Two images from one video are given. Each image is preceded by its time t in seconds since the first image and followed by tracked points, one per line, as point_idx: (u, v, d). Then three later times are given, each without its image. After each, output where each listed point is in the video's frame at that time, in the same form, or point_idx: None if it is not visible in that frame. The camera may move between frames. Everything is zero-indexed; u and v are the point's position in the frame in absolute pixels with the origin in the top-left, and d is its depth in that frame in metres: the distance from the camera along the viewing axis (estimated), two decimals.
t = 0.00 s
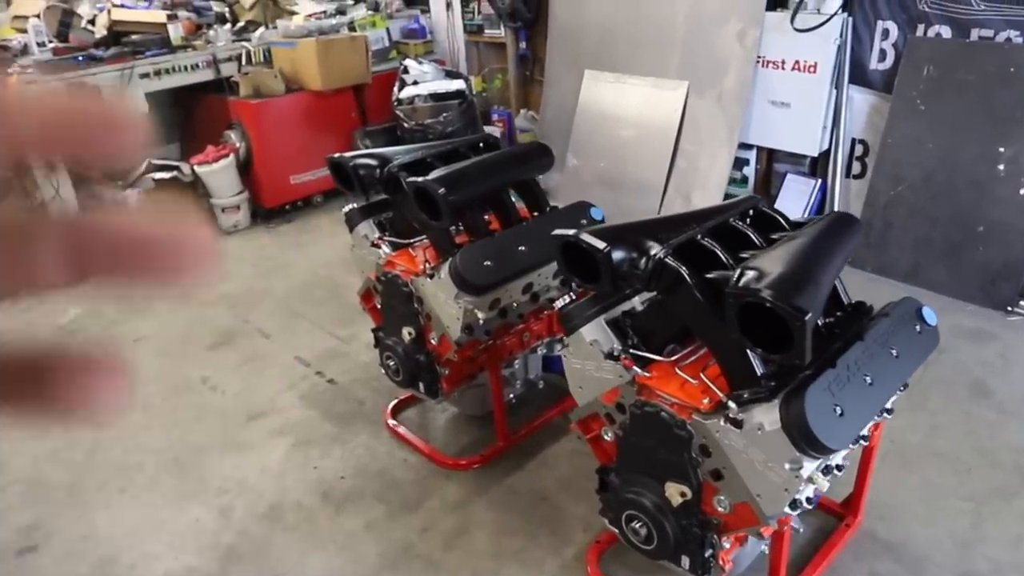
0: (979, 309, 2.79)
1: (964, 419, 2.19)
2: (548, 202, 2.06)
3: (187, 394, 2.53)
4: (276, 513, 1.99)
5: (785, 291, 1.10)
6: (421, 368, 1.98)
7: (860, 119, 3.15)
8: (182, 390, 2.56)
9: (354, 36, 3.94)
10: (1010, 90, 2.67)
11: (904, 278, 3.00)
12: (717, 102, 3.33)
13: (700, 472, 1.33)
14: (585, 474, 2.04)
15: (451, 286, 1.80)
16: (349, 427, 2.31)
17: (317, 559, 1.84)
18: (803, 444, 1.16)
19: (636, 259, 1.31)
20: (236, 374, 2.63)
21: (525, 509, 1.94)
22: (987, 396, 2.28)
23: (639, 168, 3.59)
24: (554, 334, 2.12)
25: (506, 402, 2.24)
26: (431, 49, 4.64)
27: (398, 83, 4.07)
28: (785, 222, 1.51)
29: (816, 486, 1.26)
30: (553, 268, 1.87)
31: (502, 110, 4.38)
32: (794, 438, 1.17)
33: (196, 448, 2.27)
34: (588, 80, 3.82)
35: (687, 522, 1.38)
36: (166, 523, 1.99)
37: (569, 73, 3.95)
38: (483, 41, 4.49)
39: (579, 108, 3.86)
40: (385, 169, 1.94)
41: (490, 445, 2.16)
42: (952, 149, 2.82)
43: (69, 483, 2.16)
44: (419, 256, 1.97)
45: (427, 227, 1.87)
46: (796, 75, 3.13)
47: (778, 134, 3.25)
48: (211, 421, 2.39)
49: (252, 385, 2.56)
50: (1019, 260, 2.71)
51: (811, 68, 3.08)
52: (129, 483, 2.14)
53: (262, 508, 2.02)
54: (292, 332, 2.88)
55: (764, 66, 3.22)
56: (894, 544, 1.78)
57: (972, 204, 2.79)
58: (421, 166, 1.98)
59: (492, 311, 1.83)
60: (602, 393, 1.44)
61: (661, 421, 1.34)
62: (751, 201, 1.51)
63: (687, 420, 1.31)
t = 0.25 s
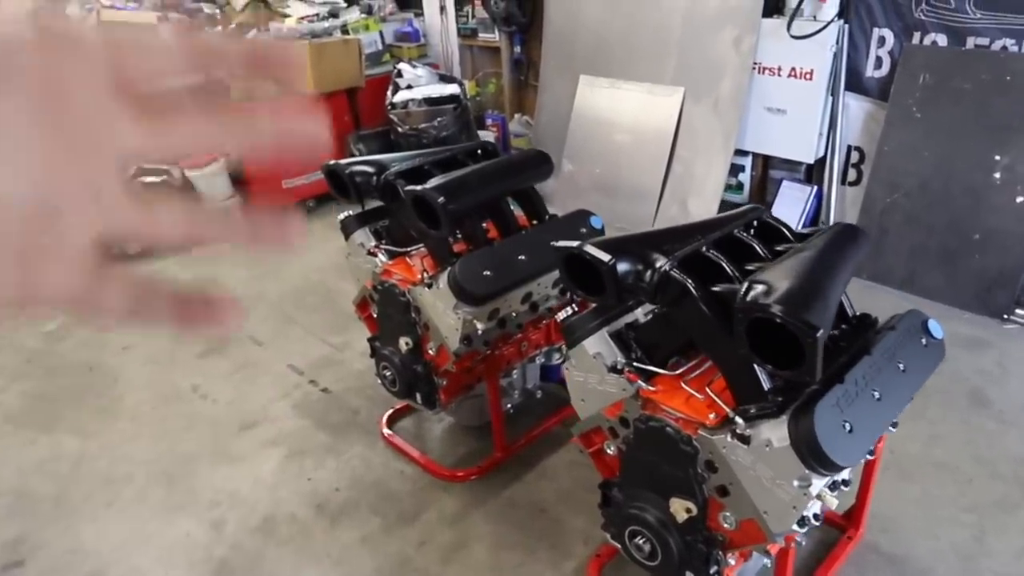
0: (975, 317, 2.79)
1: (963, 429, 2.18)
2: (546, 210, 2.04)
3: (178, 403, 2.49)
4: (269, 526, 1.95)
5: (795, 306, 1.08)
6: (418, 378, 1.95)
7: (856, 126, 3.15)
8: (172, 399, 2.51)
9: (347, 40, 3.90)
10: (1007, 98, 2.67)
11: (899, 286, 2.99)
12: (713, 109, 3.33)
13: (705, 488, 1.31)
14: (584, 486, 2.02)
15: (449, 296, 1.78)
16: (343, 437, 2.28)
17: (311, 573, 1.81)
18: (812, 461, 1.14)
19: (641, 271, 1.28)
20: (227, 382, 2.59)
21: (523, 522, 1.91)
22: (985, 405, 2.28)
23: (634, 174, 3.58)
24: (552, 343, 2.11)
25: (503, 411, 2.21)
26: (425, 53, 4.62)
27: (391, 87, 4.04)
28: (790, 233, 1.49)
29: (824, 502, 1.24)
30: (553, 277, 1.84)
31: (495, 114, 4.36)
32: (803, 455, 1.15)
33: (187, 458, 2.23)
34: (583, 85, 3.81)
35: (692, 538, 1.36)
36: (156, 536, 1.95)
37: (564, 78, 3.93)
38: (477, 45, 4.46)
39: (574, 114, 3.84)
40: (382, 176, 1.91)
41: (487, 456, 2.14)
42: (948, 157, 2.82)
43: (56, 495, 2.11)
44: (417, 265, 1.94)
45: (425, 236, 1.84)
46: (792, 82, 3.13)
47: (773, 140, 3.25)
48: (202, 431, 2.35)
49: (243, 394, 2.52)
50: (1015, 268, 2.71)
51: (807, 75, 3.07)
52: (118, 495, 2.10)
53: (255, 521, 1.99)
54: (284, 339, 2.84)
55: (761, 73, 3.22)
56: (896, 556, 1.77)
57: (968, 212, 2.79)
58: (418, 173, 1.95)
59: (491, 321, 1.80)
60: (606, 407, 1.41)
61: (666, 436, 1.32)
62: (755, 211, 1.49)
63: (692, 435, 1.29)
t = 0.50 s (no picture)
0: (980, 325, 2.77)
1: (970, 437, 2.16)
2: (549, 215, 2.01)
3: (175, 409, 2.46)
4: (267, 534, 1.92)
5: (808, 312, 1.06)
6: (419, 384, 1.92)
7: (859, 132, 3.13)
8: (169, 405, 2.49)
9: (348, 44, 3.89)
10: (1011, 105, 2.66)
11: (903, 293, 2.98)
12: (715, 115, 3.31)
13: (714, 498, 1.28)
14: (587, 494, 1.99)
15: (451, 301, 1.75)
16: (343, 444, 2.25)
17: None
18: (825, 470, 1.12)
19: (648, 276, 1.26)
20: (225, 387, 2.57)
21: (525, 530, 1.89)
22: (992, 413, 2.25)
23: (636, 180, 3.56)
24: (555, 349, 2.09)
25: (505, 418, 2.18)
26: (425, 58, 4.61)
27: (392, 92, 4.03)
28: (798, 238, 1.47)
29: (835, 513, 1.21)
30: (556, 282, 1.82)
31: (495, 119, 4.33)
32: (815, 465, 1.12)
33: (184, 465, 2.20)
34: (584, 90, 3.79)
35: (699, 548, 1.33)
36: (152, 544, 1.92)
37: (565, 84, 3.92)
38: (478, 51, 4.45)
39: (575, 119, 3.82)
40: (383, 180, 1.89)
41: (488, 464, 2.11)
42: (952, 163, 2.80)
43: (51, 502, 2.08)
44: (418, 270, 1.91)
45: (427, 240, 1.81)
46: (795, 88, 3.11)
47: (776, 146, 3.23)
48: (199, 437, 2.32)
49: (242, 400, 2.49)
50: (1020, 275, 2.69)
51: (810, 81, 3.06)
52: (113, 503, 2.07)
53: (252, 529, 1.96)
54: (283, 344, 2.81)
55: (763, 78, 3.20)
56: (904, 567, 1.75)
57: (973, 218, 2.77)
58: (420, 177, 1.93)
59: (493, 326, 1.78)
60: (611, 414, 1.39)
61: (673, 444, 1.29)
62: (763, 215, 1.47)
63: (701, 443, 1.26)
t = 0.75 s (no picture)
0: (986, 320, 2.75)
1: (976, 432, 2.15)
2: (552, 207, 2.00)
3: (177, 402, 2.46)
4: (269, 527, 1.92)
5: (813, 303, 1.04)
6: (420, 377, 1.92)
7: (865, 125, 3.11)
8: (171, 398, 2.49)
9: (351, 37, 3.87)
10: (1019, 98, 2.63)
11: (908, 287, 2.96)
12: (720, 108, 3.29)
13: (716, 491, 1.27)
14: (590, 487, 1.98)
15: (454, 293, 1.74)
16: (344, 436, 2.24)
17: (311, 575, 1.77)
18: (829, 463, 1.10)
19: (651, 267, 1.25)
20: (227, 380, 2.56)
21: (527, 524, 1.88)
22: (998, 409, 2.24)
23: (640, 174, 3.54)
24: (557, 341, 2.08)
25: (507, 411, 2.17)
26: (429, 52, 4.59)
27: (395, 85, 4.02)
28: (803, 230, 1.45)
29: (839, 506, 1.20)
30: (559, 274, 1.81)
31: (499, 113, 4.36)
32: (819, 457, 1.11)
33: (186, 457, 2.20)
34: (588, 84, 3.77)
35: (702, 542, 1.32)
36: (153, 536, 1.92)
37: (569, 77, 3.90)
38: (482, 44, 4.44)
39: (579, 112, 3.81)
40: (385, 171, 1.88)
41: (490, 457, 2.10)
42: (959, 157, 2.78)
43: (53, 494, 2.08)
44: (421, 261, 1.90)
45: (429, 231, 1.80)
46: (801, 81, 3.09)
47: (781, 140, 3.21)
48: (202, 429, 2.32)
49: (243, 393, 2.49)
50: None
51: (816, 74, 3.04)
52: (115, 494, 2.07)
53: (254, 521, 1.95)
54: (286, 337, 2.81)
55: (769, 72, 3.19)
56: (909, 562, 1.73)
57: (980, 213, 2.75)
58: (422, 169, 1.92)
59: (495, 318, 1.77)
60: (614, 406, 1.38)
61: (675, 437, 1.28)
62: (768, 207, 1.46)
63: (704, 435, 1.25)
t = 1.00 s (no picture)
0: (978, 307, 2.78)
1: (967, 419, 2.17)
2: (550, 194, 2.01)
3: (175, 387, 2.47)
4: (268, 511, 1.94)
5: (808, 294, 1.06)
6: (418, 363, 1.93)
7: (862, 112, 3.12)
8: (169, 383, 2.50)
9: (347, 20, 3.85)
10: (1015, 86, 2.64)
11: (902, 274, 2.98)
12: (717, 93, 3.29)
13: (711, 477, 1.29)
14: (586, 473, 2.00)
15: (452, 281, 1.75)
16: (343, 422, 2.26)
17: (310, 559, 1.79)
18: (821, 451, 1.13)
19: (649, 257, 1.26)
20: (225, 365, 2.58)
21: (523, 509, 1.90)
22: (989, 395, 2.27)
23: (636, 159, 3.55)
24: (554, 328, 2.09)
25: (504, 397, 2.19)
26: (425, 34, 4.57)
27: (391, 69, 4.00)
28: (799, 220, 1.47)
29: (831, 493, 1.23)
30: (556, 262, 1.82)
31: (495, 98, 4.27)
32: (812, 446, 1.13)
33: (185, 442, 2.21)
34: (586, 68, 3.76)
35: (696, 527, 1.35)
36: (153, 520, 1.94)
37: (566, 61, 3.88)
38: (478, 27, 4.41)
39: (575, 97, 3.80)
40: (383, 158, 1.88)
41: (487, 442, 2.12)
42: (955, 145, 2.79)
43: (52, 478, 2.10)
44: (419, 248, 1.91)
45: (427, 219, 1.81)
46: (798, 67, 3.09)
47: (778, 126, 3.22)
48: (200, 415, 2.33)
49: (241, 378, 2.50)
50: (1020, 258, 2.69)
51: (813, 60, 3.04)
52: (115, 479, 2.09)
53: (253, 506, 1.97)
54: (283, 322, 2.82)
55: (766, 57, 3.18)
56: (899, 546, 1.76)
57: (974, 200, 2.77)
58: (420, 156, 1.92)
59: (493, 306, 1.78)
60: (610, 394, 1.39)
61: (671, 425, 1.30)
62: (764, 197, 1.47)
63: (699, 424, 1.27)
